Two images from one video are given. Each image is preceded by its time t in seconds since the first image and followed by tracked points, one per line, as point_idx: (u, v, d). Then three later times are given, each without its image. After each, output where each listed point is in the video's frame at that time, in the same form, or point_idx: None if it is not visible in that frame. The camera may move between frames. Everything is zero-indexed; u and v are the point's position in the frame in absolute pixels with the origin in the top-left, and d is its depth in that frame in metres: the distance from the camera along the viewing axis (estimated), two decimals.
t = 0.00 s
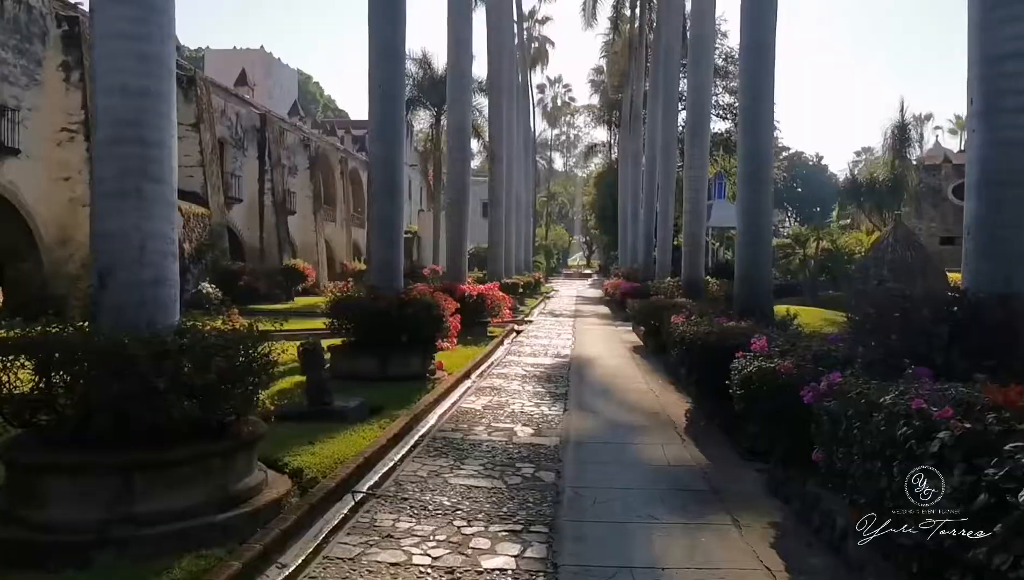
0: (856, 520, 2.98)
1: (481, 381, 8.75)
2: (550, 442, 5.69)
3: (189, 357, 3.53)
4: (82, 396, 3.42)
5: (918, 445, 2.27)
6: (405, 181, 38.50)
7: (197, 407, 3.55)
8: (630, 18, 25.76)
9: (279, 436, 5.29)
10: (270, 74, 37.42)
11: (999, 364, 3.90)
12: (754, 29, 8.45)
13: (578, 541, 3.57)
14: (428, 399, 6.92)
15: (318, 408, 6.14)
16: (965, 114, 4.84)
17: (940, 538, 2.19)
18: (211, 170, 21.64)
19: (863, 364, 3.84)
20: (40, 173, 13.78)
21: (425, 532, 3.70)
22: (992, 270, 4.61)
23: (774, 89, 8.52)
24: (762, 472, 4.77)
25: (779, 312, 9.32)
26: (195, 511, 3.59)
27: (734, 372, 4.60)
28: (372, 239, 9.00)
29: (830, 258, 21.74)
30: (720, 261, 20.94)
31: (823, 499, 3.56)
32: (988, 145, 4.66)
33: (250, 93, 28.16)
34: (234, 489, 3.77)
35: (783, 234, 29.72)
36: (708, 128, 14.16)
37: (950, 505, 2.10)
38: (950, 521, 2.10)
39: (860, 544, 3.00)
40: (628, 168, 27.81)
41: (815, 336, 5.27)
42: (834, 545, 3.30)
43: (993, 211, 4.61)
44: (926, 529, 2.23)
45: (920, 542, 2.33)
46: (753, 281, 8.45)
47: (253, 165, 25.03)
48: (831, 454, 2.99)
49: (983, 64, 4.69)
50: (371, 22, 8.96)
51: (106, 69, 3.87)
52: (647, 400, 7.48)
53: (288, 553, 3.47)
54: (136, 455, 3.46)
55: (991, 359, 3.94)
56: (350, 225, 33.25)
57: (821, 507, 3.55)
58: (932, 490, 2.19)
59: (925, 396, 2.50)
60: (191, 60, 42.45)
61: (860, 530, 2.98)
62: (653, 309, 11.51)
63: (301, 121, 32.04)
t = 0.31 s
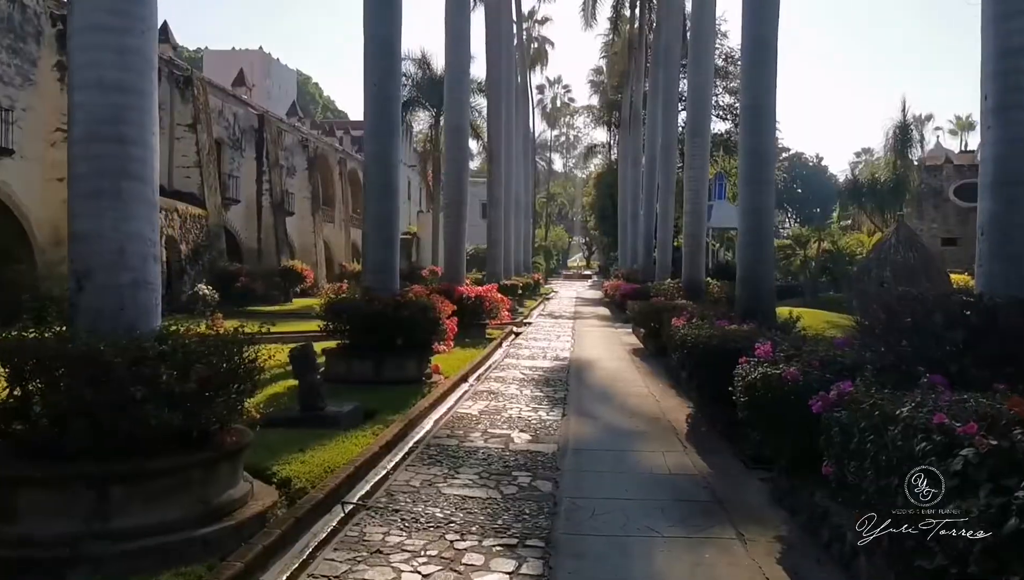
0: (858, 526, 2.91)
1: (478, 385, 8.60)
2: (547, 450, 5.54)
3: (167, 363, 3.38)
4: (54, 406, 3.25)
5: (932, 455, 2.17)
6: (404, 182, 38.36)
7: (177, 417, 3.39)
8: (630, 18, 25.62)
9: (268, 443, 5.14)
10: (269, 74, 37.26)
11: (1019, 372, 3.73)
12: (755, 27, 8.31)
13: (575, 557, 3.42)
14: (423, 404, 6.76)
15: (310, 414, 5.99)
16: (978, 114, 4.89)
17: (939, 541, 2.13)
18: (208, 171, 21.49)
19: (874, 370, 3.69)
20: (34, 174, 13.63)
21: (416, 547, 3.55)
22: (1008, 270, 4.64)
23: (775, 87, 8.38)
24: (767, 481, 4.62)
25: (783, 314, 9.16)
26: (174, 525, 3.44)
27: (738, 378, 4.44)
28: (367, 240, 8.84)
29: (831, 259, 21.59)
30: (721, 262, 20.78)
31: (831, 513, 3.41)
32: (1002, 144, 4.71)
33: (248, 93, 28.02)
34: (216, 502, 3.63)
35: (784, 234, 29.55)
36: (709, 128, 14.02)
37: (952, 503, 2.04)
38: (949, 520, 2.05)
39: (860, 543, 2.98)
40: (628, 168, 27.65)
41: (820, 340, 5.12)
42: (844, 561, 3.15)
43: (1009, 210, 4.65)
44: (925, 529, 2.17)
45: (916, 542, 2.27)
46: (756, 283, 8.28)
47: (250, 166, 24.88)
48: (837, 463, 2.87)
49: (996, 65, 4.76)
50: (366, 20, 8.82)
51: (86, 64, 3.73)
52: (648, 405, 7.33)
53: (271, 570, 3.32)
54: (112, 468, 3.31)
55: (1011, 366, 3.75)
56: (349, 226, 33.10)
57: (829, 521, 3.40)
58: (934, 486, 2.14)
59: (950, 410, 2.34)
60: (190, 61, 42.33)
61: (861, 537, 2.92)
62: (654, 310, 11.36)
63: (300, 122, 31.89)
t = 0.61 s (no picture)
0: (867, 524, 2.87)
1: (476, 388, 8.44)
2: (545, 457, 5.37)
3: (144, 371, 3.21)
4: (26, 415, 3.08)
5: (947, 463, 2.08)
6: (403, 182, 38.21)
7: (157, 427, 3.22)
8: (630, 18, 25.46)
9: (257, 450, 4.98)
10: (267, 74, 37.09)
11: None
12: (757, 24, 8.15)
13: (573, 573, 3.26)
14: (419, 409, 6.59)
15: (302, 420, 5.84)
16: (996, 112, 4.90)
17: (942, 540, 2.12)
18: (205, 171, 21.34)
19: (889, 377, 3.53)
20: (28, 174, 13.46)
21: (407, 562, 3.39)
22: None
23: (779, 86, 8.22)
24: (773, 491, 4.45)
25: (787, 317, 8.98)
26: (153, 539, 3.28)
27: (743, 383, 4.29)
28: (362, 241, 8.68)
29: (832, 259, 21.45)
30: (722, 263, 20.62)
31: (842, 527, 3.25)
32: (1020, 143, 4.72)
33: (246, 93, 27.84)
34: (199, 514, 3.47)
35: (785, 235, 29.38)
36: (710, 128, 13.87)
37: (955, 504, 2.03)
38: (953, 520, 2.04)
39: (860, 540, 2.97)
40: (628, 168, 27.48)
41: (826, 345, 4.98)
42: None
43: None
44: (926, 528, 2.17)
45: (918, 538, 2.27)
46: (758, 284, 8.11)
47: (248, 166, 24.72)
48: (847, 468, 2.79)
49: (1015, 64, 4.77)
50: (361, 18, 8.66)
51: (62, 56, 3.57)
52: (649, 409, 7.16)
53: None
54: (87, 479, 3.15)
55: None
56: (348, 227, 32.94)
57: (841, 536, 3.24)
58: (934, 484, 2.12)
59: (978, 424, 2.19)
60: (188, 61, 42.13)
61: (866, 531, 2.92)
62: (654, 313, 11.20)
63: (298, 122, 31.73)
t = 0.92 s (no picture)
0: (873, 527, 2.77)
1: (474, 391, 8.28)
2: (544, 464, 5.21)
3: (120, 378, 3.05)
4: None
5: (968, 476, 1.99)
6: (402, 182, 38.05)
7: (133, 437, 3.05)
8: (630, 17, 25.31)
9: (245, 458, 4.82)
10: (265, 73, 36.93)
11: None
12: (761, 19, 7.98)
13: None
14: (415, 413, 6.43)
15: (295, 424, 5.69)
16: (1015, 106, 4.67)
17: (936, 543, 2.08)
18: (203, 171, 21.19)
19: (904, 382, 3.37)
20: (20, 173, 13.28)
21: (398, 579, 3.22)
22: None
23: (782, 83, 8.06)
24: (781, 500, 4.29)
25: (791, 319, 8.80)
26: (130, 554, 3.13)
27: (749, 387, 4.13)
28: (357, 240, 8.53)
29: (834, 259, 21.31)
30: (724, 263, 20.46)
31: (855, 542, 3.10)
32: None
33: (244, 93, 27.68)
34: (178, 528, 3.31)
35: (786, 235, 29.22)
36: (711, 127, 13.72)
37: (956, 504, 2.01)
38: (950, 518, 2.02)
39: (860, 541, 3.02)
40: (629, 168, 27.31)
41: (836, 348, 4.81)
42: None
43: None
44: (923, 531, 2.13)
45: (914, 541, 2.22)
46: (762, 285, 7.94)
47: (246, 166, 24.56)
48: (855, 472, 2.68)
49: None
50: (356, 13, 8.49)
51: (35, 47, 3.40)
52: (650, 413, 7.00)
53: None
54: (61, 491, 2.99)
55: None
56: (346, 226, 32.78)
57: (853, 550, 3.09)
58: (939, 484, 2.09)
59: (1012, 440, 2.04)
60: (186, 60, 41.96)
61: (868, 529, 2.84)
62: (656, 313, 11.03)
63: (297, 121, 31.57)
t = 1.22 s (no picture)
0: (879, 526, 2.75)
1: (470, 395, 8.12)
2: (542, 473, 5.04)
3: (93, 389, 2.89)
4: None
5: (1003, 498, 1.85)
6: (401, 183, 37.86)
7: (107, 450, 2.88)
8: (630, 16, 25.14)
9: (232, 467, 4.66)
10: (264, 73, 36.77)
11: None
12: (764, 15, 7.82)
13: None
14: (410, 419, 6.27)
15: (286, 431, 5.54)
16: None
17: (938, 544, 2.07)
18: (200, 171, 21.05)
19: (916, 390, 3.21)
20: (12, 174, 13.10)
21: None
22: None
23: (786, 81, 7.90)
24: (787, 512, 4.14)
25: (795, 322, 8.64)
26: (106, 572, 2.97)
27: (756, 393, 3.99)
28: (352, 241, 8.37)
29: (836, 260, 21.17)
30: (725, 264, 20.30)
31: (868, 561, 2.95)
32: None
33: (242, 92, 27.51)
34: (156, 545, 3.15)
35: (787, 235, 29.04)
36: (713, 127, 13.56)
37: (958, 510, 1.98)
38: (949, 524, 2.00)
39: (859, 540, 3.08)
40: (629, 168, 27.13)
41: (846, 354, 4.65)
42: None
43: None
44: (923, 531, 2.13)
45: (918, 542, 2.22)
46: (764, 286, 7.78)
47: (243, 166, 24.40)
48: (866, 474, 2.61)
49: None
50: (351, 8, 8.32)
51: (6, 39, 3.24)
52: (651, 418, 6.83)
53: None
54: (36, 506, 2.84)
55: None
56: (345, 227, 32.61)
57: (866, 570, 2.94)
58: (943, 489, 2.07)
59: None
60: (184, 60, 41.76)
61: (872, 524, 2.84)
62: (657, 315, 10.86)
63: (295, 121, 31.40)
